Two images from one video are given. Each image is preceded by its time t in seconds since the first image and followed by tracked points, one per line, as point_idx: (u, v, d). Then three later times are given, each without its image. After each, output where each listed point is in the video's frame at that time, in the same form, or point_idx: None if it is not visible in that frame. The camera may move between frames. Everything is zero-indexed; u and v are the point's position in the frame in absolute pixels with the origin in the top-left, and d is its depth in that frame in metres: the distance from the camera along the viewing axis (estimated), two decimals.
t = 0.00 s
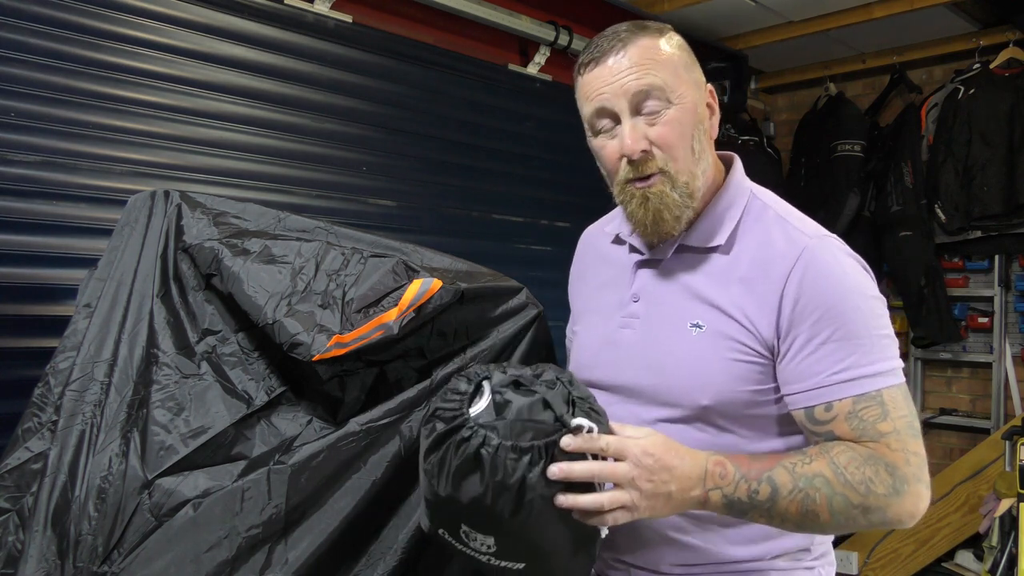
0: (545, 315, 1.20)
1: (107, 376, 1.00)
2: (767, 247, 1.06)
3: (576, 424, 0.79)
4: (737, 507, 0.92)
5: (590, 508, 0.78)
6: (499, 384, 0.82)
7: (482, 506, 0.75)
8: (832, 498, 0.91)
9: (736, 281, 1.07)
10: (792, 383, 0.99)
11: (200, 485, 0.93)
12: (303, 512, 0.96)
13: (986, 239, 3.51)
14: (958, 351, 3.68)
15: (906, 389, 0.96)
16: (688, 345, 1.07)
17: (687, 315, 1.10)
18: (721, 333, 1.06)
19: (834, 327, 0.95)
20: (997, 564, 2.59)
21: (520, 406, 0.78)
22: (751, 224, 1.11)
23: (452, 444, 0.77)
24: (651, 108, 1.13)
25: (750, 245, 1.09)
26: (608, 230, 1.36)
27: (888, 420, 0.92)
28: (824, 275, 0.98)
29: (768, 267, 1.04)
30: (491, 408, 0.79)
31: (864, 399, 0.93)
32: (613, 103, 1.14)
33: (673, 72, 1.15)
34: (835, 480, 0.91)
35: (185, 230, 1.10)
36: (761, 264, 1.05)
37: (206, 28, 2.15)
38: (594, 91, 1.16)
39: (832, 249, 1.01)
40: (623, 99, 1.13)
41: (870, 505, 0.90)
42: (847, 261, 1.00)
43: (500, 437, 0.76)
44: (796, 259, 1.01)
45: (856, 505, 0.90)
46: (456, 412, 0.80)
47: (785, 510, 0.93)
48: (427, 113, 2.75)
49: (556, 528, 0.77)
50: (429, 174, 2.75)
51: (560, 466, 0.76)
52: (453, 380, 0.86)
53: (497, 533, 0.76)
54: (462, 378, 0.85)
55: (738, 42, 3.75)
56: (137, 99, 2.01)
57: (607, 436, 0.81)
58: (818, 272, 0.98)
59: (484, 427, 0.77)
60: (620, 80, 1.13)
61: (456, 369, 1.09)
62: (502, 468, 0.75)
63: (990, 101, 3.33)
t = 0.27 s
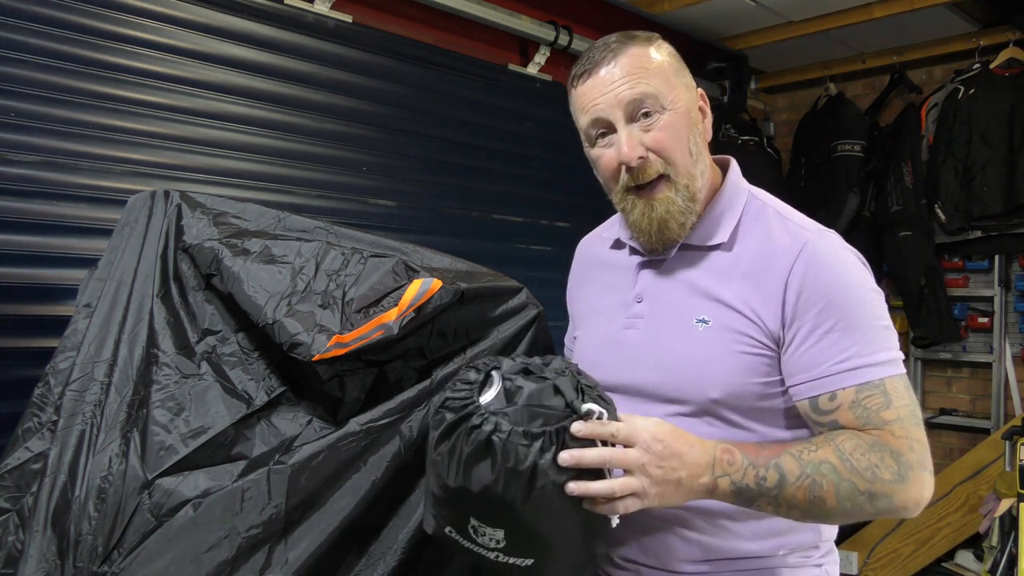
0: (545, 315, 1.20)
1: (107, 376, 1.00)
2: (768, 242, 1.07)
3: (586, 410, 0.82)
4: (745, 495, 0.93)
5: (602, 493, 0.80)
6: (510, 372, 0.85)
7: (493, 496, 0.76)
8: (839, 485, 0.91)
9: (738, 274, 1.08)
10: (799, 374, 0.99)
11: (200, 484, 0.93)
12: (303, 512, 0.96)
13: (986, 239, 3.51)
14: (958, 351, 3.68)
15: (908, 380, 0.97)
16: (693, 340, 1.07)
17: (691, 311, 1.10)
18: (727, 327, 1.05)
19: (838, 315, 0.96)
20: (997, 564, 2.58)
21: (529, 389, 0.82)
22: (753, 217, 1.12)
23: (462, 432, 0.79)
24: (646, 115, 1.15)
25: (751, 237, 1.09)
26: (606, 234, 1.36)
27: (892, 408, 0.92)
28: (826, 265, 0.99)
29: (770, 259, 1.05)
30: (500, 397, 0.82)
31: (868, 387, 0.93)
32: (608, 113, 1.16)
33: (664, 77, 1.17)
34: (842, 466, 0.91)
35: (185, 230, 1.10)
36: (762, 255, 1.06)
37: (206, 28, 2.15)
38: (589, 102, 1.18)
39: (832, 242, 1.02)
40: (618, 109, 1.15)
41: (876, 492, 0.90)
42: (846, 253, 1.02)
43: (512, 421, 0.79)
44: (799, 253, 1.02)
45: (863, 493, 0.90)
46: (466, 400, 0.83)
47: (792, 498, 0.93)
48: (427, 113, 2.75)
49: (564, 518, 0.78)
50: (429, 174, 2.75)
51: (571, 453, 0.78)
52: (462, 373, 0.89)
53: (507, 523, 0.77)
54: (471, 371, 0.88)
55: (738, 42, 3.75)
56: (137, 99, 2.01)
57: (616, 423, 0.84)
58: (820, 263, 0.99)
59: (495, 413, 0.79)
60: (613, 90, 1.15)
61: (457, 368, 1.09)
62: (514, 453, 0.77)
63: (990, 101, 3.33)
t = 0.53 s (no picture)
0: (545, 315, 1.20)
1: (107, 376, 1.00)
2: (771, 243, 1.07)
3: (596, 415, 0.82)
4: (751, 496, 0.93)
5: (612, 498, 0.80)
6: (519, 377, 0.87)
7: (502, 499, 0.77)
8: (845, 485, 0.91)
9: (741, 274, 1.08)
10: (803, 372, 0.99)
11: (200, 484, 0.93)
12: (303, 512, 0.96)
13: (986, 239, 3.51)
14: (958, 351, 3.68)
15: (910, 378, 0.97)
16: (698, 340, 1.07)
17: (696, 311, 1.10)
18: (732, 325, 1.05)
19: (841, 315, 0.96)
20: (997, 564, 2.58)
21: (541, 397, 0.83)
22: (756, 218, 1.12)
23: (473, 436, 0.80)
24: (650, 113, 1.15)
25: (755, 240, 1.09)
26: (609, 234, 1.36)
27: (895, 406, 0.93)
28: (829, 266, 0.99)
29: (775, 261, 1.05)
30: (511, 401, 0.83)
31: (871, 387, 0.94)
32: (611, 110, 1.15)
33: (668, 76, 1.17)
34: (848, 466, 0.91)
35: (185, 229, 1.09)
36: (766, 256, 1.06)
37: (206, 28, 2.15)
38: (593, 99, 1.17)
39: (835, 242, 1.03)
40: (622, 106, 1.15)
41: (880, 491, 0.91)
42: (849, 253, 1.02)
43: (523, 427, 0.80)
44: (802, 253, 1.02)
45: (868, 491, 0.91)
46: (476, 404, 0.83)
47: (799, 499, 0.93)
48: (427, 112, 2.75)
49: (570, 522, 0.79)
50: (429, 174, 2.75)
51: (580, 457, 0.78)
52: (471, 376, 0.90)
53: (516, 527, 0.78)
54: (480, 375, 0.89)
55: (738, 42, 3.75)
56: (137, 99, 2.01)
57: (626, 428, 0.83)
58: (823, 263, 0.99)
59: (507, 418, 0.80)
60: (617, 88, 1.15)
61: (457, 368, 1.09)
62: (525, 457, 0.78)
63: (990, 101, 3.33)
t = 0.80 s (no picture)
0: (545, 315, 1.20)
1: (107, 376, 1.00)
2: (778, 243, 1.07)
3: (599, 399, 0.82)
4: (754, 487, 0.92)
5: (613, 480, 0.80)
6: (524, 361, 0.86)
7: (507, 480, 0.77)
8: (848, 479, 0.90)
9: (748, 271, 1.08)
10: (808, 369, 0.99)
11: (200, 484, 0.93)
12: (302, 512, 0.96)
13: (986, 239, 3.51)
14: (958, 351, 3.68)
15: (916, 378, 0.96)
16: (705, 335, 1.07)
17: (704, 305, 1.10)
18: (740, 323, 1.05)
19: (847, 312, 0.96)
20: (996, 563, 2.58)
21: (544, 377, 0.82)
22: (764, 216, 1.12)
23: (478, 419, 0.80)
24: (671, 100, 1.15)
25: (763, 238, 1.09)
26: (619, 232, 1.36)
27: (900, 404, 0.92)
28: (836, 264, 0.98)
29: (782, 259, 1.05)
30: (516, 383, 0.82)
31: (875, 383, 0.93)
32: (633, 95, 1.16)
33: (690, 68, 1.18)
34: (852, 459, 0.91)
35: (185, 229, 1.09)
36: (774, 253, 1.06)
37: (206, 28, 2.15)
38: (616, 84, 1.18)
39: (843, 241, 1.02)
40: (644, 90, 1.15)
41: (885, 486, 0.90)
42: (857, 252, 1.01)
43: (526, 409, 0.79)
44: (810, 252, 1.02)
45: (872, 486, 0.90)
46: (481, 388, 0.83)
47: (802, 491, 0.92)
48: (427, 112, 2.75)
49: (574, 504, 0.80)
50: (429, 174, 2.75)
51: (584, 440, 0.78)
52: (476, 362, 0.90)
53: (520, 509, 0.78)
54: (486, 359, 0.88)
55: (738, 42, 3.75)
56: (137, 99, 2.01)
57: (630, 413, 0.83)
58: (830, 260, 0.99)
59: (511, 399, 0.80)
60: (639, 74, 1.16)
61: (457, 368, 1.09)
62: (528, 439, 0.78)
63: (990, 101, 3.33)
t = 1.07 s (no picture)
0: (545, 315, 1.20)
1: (107, 375, 1.00)
2: (772, 238, 1.08)
3: (622, 394, 0.85)
4: (763, 475, 0.93)
5: (634, 472, 0.82)
6: (547, 359, 0.89)
7: (532, 475, 0.79)
8: (849, 464, 0.92)
9: (744, 264, 1.09)
10: (803, 358, 1.00)
11: (200, 484, 0.93)
12: (302, 512, 0.96)
13: (985, 239, 3.51)
14: (958, 351, 3.68)
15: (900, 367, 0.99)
16: (703, 326, 1.07)
17: (701, 298, 1.10)
18: (736, 313, 1.06)
19: (842, 304, 0.97)
20: (997, 563, 2.58)
21: (568, 376, 0.85)
22: (756, 214, 1.13)
23: (503, 414, 0.82)
24: (680, 100, 1.16)
25: (757, 234, 1.10)
26: (613, 230, 1.35)
27: (889, 392, 0.95)
28: (831, 258, 1.00)
29: (778, 254, 1.06)
30: (540, 380, 0.85)
31: (869, 372, 0.95)
32: (644, 94, 1.16)
33: (698, 72, 1.18)
34: (850, 445, 0.92)
35: (185, 229, 1.09)
36: (770, 249, 1.07)
37: (206, 28, 2.15)
38: (626, 82, 1.19)
39: (830, 237, 1.04)
40: (655, 89, 1.15)
41: (879, 469, 0.92)
42: (844, 248, 1.04)
43: (553, 405, 0.82)
44: (804, 249, 1.03)
45: (869, 469, 0.92)
46: (505, 382, 0.85)
47: (806, 478, 0.93)
48: (427, 112, 2.75)
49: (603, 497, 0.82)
50: (428, 174, 2.75)
51: (607, 435, 0.81)
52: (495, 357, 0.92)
53: (540, 503, 0.81)
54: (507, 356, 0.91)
55: (738, 42, 3.75)
56: (138, 99, 2.01)
57: (649, 407, 0.86)
58: (824, 253, 1.01)
59: (536, 396, 0.82)
60: (650, 73, 1.16)
61: (456, 369, 1.09)
62: (554, 434, 0.80)
63: (990, 101, 3.33)
